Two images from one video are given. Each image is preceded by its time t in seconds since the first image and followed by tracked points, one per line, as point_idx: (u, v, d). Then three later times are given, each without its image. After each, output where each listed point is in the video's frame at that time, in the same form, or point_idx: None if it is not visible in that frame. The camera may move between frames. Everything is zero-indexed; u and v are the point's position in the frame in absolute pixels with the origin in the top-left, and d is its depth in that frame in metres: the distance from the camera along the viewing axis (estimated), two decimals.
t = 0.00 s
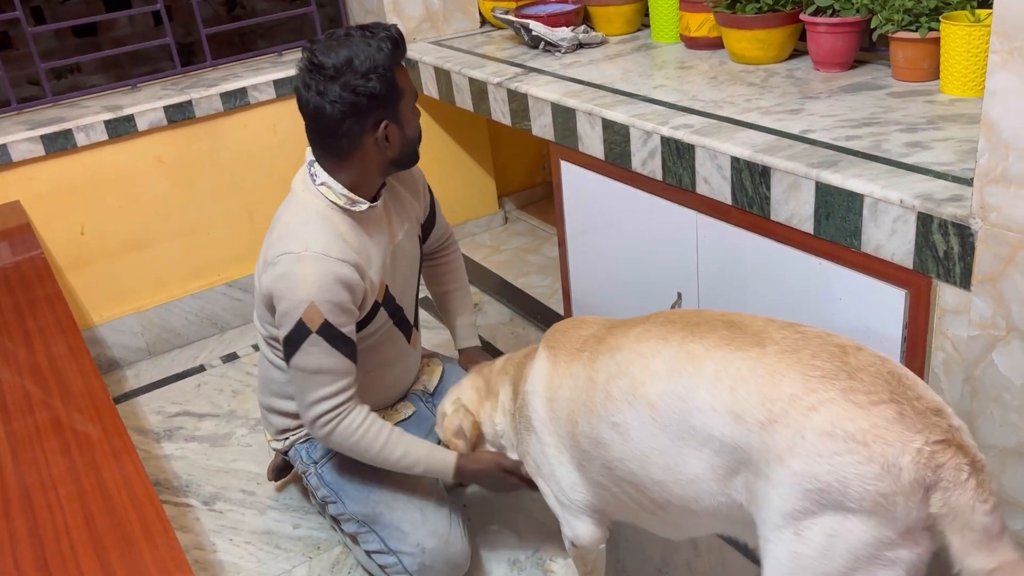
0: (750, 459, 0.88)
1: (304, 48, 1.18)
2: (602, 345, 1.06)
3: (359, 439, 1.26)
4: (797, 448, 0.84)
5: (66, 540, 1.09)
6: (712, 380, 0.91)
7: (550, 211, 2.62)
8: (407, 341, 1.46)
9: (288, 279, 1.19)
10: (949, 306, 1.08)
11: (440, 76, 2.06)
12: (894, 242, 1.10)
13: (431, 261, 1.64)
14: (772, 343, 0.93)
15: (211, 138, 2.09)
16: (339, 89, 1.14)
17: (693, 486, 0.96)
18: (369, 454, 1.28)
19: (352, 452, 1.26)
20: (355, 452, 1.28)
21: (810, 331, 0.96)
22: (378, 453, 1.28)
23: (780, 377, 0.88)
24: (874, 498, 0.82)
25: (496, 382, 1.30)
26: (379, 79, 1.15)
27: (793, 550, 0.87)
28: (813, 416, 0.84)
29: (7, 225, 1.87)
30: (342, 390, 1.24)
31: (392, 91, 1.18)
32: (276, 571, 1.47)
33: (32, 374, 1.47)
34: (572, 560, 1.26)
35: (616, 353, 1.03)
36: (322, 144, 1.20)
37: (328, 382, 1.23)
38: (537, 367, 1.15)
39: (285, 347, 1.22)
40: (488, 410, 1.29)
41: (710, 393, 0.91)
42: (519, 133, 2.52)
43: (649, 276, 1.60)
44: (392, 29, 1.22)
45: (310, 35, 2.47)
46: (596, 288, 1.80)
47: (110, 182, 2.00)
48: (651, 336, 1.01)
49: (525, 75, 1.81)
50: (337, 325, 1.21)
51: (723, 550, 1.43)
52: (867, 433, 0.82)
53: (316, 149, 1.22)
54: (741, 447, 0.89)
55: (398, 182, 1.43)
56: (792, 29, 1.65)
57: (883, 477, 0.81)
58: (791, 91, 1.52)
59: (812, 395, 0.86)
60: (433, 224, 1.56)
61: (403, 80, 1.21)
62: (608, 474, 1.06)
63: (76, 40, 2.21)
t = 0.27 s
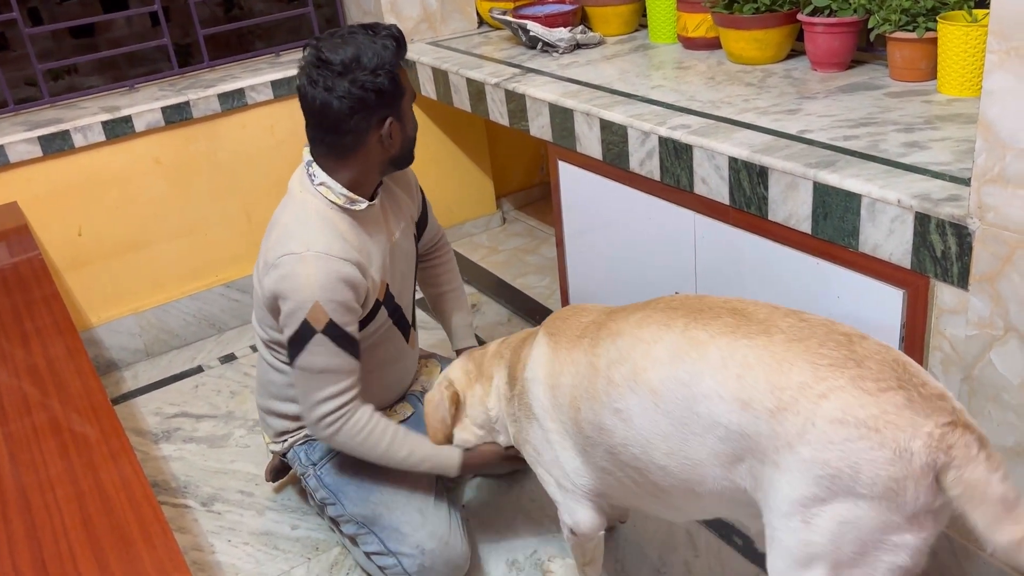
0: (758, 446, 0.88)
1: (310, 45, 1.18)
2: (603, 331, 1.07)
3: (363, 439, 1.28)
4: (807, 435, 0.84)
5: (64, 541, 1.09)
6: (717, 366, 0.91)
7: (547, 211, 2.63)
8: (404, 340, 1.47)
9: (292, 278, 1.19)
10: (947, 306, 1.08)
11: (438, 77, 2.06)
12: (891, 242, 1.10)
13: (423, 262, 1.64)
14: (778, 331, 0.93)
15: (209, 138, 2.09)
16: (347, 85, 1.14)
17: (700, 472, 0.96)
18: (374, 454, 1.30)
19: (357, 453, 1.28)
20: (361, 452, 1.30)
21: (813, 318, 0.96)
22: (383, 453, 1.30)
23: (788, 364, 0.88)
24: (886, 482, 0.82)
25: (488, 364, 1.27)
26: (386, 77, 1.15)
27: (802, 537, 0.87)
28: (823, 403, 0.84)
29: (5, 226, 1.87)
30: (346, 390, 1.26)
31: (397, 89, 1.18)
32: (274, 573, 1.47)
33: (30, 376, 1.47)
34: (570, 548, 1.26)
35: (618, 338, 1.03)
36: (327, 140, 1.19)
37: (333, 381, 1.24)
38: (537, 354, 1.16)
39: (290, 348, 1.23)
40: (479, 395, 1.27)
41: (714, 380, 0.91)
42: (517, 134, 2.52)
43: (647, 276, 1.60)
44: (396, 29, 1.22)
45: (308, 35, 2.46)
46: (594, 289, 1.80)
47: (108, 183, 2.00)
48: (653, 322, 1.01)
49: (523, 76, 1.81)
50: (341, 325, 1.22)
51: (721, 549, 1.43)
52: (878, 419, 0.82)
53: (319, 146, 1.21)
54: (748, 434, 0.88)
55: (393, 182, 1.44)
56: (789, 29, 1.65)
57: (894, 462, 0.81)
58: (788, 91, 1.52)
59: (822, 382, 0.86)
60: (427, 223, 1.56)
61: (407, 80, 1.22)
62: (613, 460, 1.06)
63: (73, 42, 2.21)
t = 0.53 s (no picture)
0: (750, 446, 0.88)
1: (312, 43, 1.18)
2: (599, 339, 1.06)
3: (333, 446, 1.25)
4: (794, 432, 0.84)
5: (60, 544, 1.09)
6: (709, 367, 0.91)
7: (544, 213, 2.62)
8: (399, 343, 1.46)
9: (279, 275, 1.19)
10: (943, 307, 1.09)
11: (434, 79, 2.05)
12: (888, 243, 1.10)
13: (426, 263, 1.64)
14: (768, 331, 0.93)
15: (204, 140, 2.09)
16: (342, 85, 1.14)
17: (698, 475, 0.95)
18: (340, 461, 1.26)
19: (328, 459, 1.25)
20: (326, 459, 1.26)
21: (805, 318, 0.97)
22: (353, 461, 1.27)
23: (777, 363, 0.88)
24: (871, 479, 0.82)
25: (489, 390, 1.30)
26: (383, 80, 1.15)
27: (792, 534, 0.87)
28: (811, 400, 0.84)
29: None
30: (319, 394, 1.23)
31: (394, 93, 1.17)
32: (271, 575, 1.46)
33: (25, 379, 1.47)
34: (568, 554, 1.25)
35: (615, 346, 1.03)
36: (321, 139, 1.19)
37: (304, 384, 1.21)
38: (532, 359, 1.16)
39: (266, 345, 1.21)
40: (482, 420, 1.30)
41: (707, 381, 0.91)
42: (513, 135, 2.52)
43: (644, 278, 1.60)
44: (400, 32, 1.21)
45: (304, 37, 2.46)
46: (591, 290, 1.80)
47: (103, 184, 1.99)
48: (648, 328, 1.01)
49: (519, 77, 1.81)
50: (320, 326, 1.20)
51: (718, 550, 1.43)
52: (864, 417, 0.83)
53: (313, 144, 1.21)
54: (741, 434, 0.88)
55: (392, 185, 1.43)
56: (785, 30, 1.65)
57: (880, 459, 0.81)
58: (784, 92, 1.52)
59: (810, 379, 0.86)
60: (428, 226, 1.56)
61: (406, 84, 1.21)
62: (613, 466, 1.05)
63: (69, 43, 2.20)
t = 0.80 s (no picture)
0: (744, 447, 0.88)
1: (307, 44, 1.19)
2: (591, 344, 1.06)
3: (374, 437, 1.26)
4: (789, 433, 0.84)
5: (55, 549, 1.08)
6: (702, 372, 0.91)
7: (540, 214, 2.62)
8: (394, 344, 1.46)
9: (278, 280, 1.19)
10: (939, 308, 1.08)
11: (430, 81, 2.05)
12: (883, 245, 1.10)
13: (415, 268, 1.63)
14: (759, 334, 0.93)
15: (200, 143, 2.08)
16: (331, 87, 1.14)
17: (692, 480, 0.95)
18: (385, 454, 1.27)
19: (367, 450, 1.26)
20: (372, 451, 1.28)
21: (796, 321, 0.97)
22: (394, 452, 1.27)
23: (768, 366, 0.88)
24: (867, 478, 0.82)
25: (488, 390, 1.30)
26: (372, 85, 1.15)
27: (788, 534, 0.87)
28: (804, 401, 0.84)
29: None
30: (351, 385, 1.24)
31: (384, 98, 1.17)
32: None
33: (20, 383, 1.46)
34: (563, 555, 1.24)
35: (606, 352, 1.02)
36: (309, 139, 1.20)
37: (335, 379, 1.22)
38: (525, 365, 1.16)
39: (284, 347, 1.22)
40: (481, 420, 1.29)
41: (700, 386, 0.91)
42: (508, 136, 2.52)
43: (640, 279, 1.60)
44: (398, 39, 1.21)
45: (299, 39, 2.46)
46: (587, 292, 1.80)
47: (99, 187, 1.99)
48: (639, 334, 1.01)
49: (515, 79, 1.81)
50: (330, 324, 1.20)
51: (715, 552, 1.43)
52: (858, 416, 0.83)
53: (303, 145, 1.22)
54: (735, 436, 0.88)
55: (382, 188, 1.43)
56: (781, 31, 1.65)
57: (875, 457, 0.82)
58: (780, 93, 1.53)
59: (802, 380, 0.86)
60: (416, 228, 1.56)
61: (399, 90, 1.21)
62: (605, 469, 1.05)
63: (64, 46, 2.20)
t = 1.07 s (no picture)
0: (742, 443, 0.88)
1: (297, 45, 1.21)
2: (591, 336, 1.06)
3: (330, 446, 1.23)
4: (787, 430, 0.84)
5: (49, 552, 1.08)
6: (702, 364, 0.92)
7: (536, 216, 2.62)
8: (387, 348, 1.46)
9: (266, 278, 1.19)
10: (932, 309, 1.09)
11: (425, 83, 2.05)
12: (877, 246, 1.11)
13: (418, 270, 1.64)
14: (761, 329, 0.94)
15: (195, 145, 2.08)
16: (303, 89, 1.15)
17: (688, 472, 0.95)
18: (339, 463, 1.25)
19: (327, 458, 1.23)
20: (325, 461, 1.25)
21: (795, 317, 0.97)
22: (353, 460, 1.25)
23: (770, 361, 0.89)
24: (864, 478, 0.82)
25: (492, 379, 1.31)
26: (344, 88, 1.15)
27: (784, 532, 0.87)
28: (804, 398, 0.85)
29: None
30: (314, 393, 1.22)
31: (360, 102, 1.16)
32: None
33: (15, 386, 1.46)
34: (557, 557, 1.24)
35: (606, 343, 1.03)
36: (292, 140, 1.22)
37: (298, 386, 1.20)
38: (528, 362, 1.16)
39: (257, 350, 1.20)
40: (483, 406, 1.30)
41: (699, 377, 0.91)
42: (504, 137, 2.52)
43: (635, 280, 1.60)
44: (389, 44, 1.20)
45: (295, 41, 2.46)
46: (582, 293, 1.80)
47: (93, 189, 1.99)
48: (639, 325, 1.01)
49: (510, 81, 1.81)
50: (308, 327, 1.19)
51: (710, 552, 1.43)
52: (857, 415, 0.83)
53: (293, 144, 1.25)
54: (732, 430, 0.88)
55: (386, 194, 1.43)
56: (775, 33, 1.66)
57: (873, 457, 0.82)
58: (774, 95, 1.53)
59: (803, 377, 0.86)
60: (421, 233, 1.56)
61: (384, 94, 1.19)
62: (600, 466, 1.05)
63: (59, 48, 2.19)
